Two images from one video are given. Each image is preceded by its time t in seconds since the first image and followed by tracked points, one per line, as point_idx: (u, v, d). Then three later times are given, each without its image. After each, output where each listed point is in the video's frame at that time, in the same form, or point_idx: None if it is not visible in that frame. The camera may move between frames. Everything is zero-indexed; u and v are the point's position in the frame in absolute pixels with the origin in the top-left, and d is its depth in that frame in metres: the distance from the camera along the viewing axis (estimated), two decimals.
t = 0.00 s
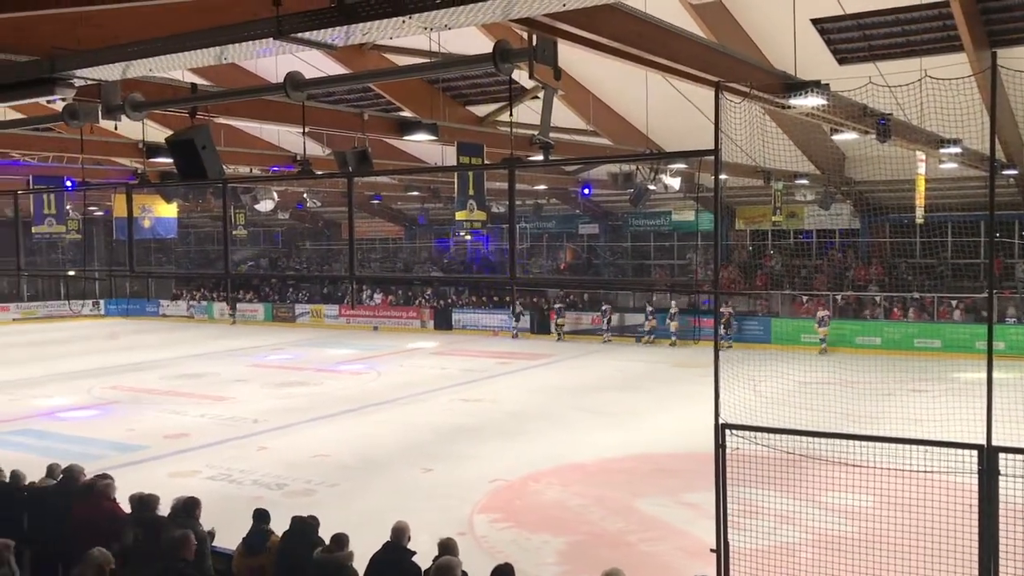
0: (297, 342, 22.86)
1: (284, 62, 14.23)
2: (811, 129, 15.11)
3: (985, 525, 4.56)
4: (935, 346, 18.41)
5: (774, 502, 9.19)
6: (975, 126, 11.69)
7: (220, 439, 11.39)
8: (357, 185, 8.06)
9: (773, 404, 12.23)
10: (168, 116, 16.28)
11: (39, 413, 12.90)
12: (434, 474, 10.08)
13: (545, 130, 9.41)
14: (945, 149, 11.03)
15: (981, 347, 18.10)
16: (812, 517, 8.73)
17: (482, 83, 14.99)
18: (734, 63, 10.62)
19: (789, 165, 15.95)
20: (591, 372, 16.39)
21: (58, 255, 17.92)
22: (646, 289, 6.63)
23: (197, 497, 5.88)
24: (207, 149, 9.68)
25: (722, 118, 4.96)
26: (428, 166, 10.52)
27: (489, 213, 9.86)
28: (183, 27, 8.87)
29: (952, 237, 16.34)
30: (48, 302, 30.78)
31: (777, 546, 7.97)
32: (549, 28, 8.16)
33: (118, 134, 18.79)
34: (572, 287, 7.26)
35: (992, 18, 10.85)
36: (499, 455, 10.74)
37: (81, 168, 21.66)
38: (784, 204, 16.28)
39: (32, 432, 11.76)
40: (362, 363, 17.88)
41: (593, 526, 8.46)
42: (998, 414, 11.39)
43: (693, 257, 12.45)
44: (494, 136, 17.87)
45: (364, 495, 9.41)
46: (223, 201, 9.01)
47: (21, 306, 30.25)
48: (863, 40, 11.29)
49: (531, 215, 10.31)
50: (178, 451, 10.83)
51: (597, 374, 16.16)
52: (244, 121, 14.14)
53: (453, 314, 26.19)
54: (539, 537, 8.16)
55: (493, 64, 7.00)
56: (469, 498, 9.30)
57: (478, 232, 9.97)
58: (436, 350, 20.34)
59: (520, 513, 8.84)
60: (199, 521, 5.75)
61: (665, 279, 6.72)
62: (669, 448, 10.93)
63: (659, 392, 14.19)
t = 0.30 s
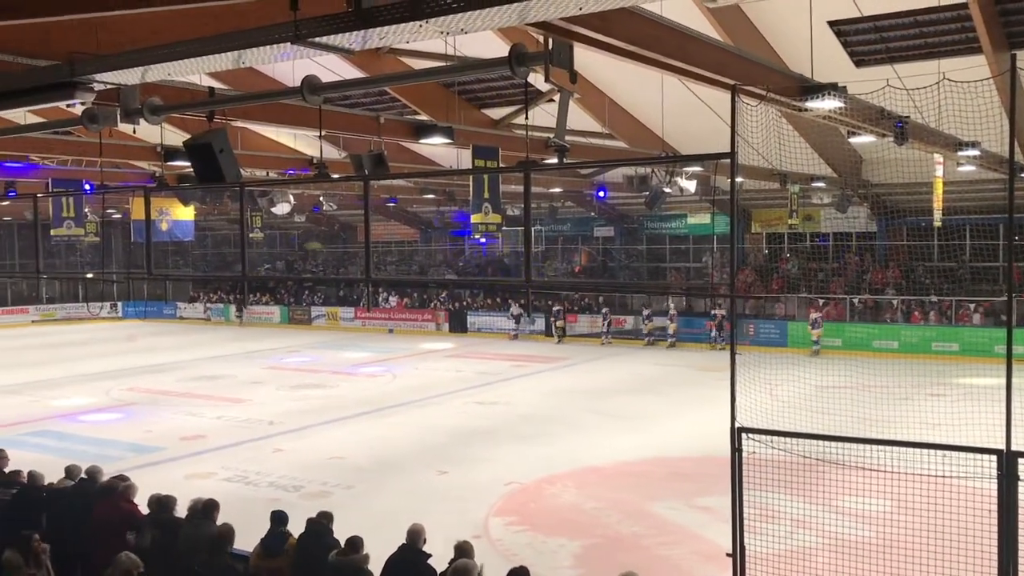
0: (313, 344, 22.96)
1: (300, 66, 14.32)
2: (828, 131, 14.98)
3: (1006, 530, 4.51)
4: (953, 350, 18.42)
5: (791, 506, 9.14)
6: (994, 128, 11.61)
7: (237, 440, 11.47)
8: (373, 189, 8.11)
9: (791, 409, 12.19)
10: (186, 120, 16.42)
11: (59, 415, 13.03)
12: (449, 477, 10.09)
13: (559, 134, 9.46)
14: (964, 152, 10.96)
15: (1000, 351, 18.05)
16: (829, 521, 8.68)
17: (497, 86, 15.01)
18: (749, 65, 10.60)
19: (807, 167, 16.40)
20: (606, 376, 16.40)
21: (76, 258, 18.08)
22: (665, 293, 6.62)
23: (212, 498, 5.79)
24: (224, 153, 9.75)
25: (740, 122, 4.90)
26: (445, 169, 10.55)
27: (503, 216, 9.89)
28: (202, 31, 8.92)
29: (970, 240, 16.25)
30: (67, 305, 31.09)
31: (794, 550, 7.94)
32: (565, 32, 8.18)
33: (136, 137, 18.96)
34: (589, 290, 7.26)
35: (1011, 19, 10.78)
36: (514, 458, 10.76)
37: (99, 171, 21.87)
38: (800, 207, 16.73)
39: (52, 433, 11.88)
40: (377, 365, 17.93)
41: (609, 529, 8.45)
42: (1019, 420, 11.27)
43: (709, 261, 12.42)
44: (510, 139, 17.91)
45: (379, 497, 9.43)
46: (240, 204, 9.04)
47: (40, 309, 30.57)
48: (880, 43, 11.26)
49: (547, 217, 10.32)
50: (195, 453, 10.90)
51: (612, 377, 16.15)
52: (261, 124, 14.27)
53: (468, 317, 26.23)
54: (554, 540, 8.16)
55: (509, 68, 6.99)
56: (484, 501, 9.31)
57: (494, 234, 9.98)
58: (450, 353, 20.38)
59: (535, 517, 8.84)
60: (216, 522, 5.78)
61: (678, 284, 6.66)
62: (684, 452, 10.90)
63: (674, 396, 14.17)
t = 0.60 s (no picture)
0: (326, 346, 23.03)
1: (313, 68, 14.37)
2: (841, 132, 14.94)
3: None
4: (969, 353, 18.36)
5: (804, 509, 9.11)
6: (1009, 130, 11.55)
7: (250, 441, 11.51)
8: (385, 191, 8.14)
9: (804, 411, 12.14)
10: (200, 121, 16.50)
11: (74, 415, 13.12)
12: (461, 478, 10.11)
13: (573, 136, 9.47)
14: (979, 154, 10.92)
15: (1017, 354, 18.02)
16: (843, 524, 8.64)
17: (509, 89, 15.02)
18: (762, 66, 10.57)
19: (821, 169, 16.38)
20: (619, 378, 16.40)
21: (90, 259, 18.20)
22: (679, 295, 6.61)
23: (228, 499, 5.80)
24: (238, 155, 9.79)
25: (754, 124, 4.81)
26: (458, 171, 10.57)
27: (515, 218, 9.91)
28: (216, 35, 8.96)
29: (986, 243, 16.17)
30: (82, 305, 31.30)
31: (807, 553, 7.91)
32: (579, 34, 8.18)
33: (151, 139, 19.07)
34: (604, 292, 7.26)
35: None
36: (526, 460, 10.76)
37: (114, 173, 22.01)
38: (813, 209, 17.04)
39: (67, 433, 11.98)
40: (389, 367, 17.96)
41: (620, 532, 8.44)
42: None
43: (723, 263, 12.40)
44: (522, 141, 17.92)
45: (391, 498, 9.45)
46: (253, 207, 9.08)
47: (55, 309, 30.80)
48: (894, 44, 11.22)
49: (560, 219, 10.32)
50: (208, 453, 10.95)
51: (624, 379, 16.13)
52: (274, 126, 14.35)
53: (481, 319, 26.25)
54: (566, 542, 8.15)
55: (522, 70, 6.99)
56: (496, 503, 9.31)
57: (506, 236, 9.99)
58: (462, 354, 20.39)
59: (546, 519, 8.84)
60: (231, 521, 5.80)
61: (690, 286, 6.66)
62: (697, 454, 10.88)
63: (687, 398, 14.14)
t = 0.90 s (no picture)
0: (337, 346, 23.10)
1: (324, 69, 14.40)
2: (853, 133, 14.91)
3: None
4: (982, 354, 18.36)
5: (817, 511, 9.06)
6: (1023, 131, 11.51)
7: (262, 441, 11.54)
8: (396, 192, 8.15)
9: (815, 412, 12.12)
10: (212, 122, 16.57)
11: (87, 414, 13.18)
12: (472, 479, 10.10)
13: (584, 136, 9.47)
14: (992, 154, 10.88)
15: None
16: (855, 526, 8.60)
17: (520, 89, 15.03)
18: (773, 66, 10.54)
19: (833, 169, 15.90)
20: (631, 378, 16.39)
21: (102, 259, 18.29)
22: (691, 295, 6.58)
23: (242, 498, 5.77)
24: (250, 155, 9.81)
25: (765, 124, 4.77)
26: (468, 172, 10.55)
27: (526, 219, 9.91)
28: (228, 36, 8.99)
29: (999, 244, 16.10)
30: (94, 305, 31.48)
31: (819, 555, 7.86)
32: (590, 33, 8.17)
33: (163, 140, 19.15)
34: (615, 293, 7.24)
35: None
36: (537, 461, 10.75)
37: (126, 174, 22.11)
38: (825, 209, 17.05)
39: (80, 432, 12.03)
40: (399, 367, 18.00)
41: (631, 533, 8.42)
42: None
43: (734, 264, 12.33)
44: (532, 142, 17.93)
45: (402, 498, 9.46)
46: (265, 207, 9.10)
47: (67, 309, 30.97)
48: (907, 44, 11.19)
49: (571, 219, 10.33)
50: (219, 453, 10.98)
51: (635, 380, 16.12)
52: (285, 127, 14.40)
53: (491, 320, 26.28)
54: (577, 543, 8.14)
55: (534, 70, 6.98)
56: (507, 503, 9.30)
57: (517, 236, 9.99)
58: (472, 355, 20.43)
59: (557, 519, 8.83)
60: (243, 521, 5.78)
61: (702, 287, 6.64)
62: (708, 455, 10.85)
63: (698, 399, 14.13)
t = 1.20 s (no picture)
0: (347, 346, 23.15)
1: (334, 69, 14.43)
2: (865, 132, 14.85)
3: None
4: (994, 354, 18.30)
5: (828, 512, 9.03)
6: None
7: (272, 440, 11.58)
8: (406, 192, 8.11)
9: (826, 413, 12.09)
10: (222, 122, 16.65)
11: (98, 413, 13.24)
12: (481, 479, 10.10)
13: (594, 136, 9.46)
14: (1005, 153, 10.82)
15: None
16: (866, 526, 8.57)
17: (530, 89, 15.03)
18: (784, 65, 10.51)
19: (844, 169, 16.28)
20: (641, 378, 16.36)
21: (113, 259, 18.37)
22: (702, 295, 6.55)
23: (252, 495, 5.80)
24: (260, 155, 9.84)
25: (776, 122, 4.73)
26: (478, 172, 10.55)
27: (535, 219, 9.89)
28: (239, 36, 9.02)
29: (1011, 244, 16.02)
30: (105, 305, 31.61)
31: (830, 555, 7.84)
32: (600, 33, 8.16)
33: (173, 140, 19.23)
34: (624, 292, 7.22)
35: None
36: (546, 461, 10.74)
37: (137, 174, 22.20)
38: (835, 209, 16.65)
39: (91, 431, 12.08)
40: (409, 367, 18.02)
41: (640, 533, 8.41)
42: None
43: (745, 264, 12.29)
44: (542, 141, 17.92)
45: (412, 497, 9.47)
46: (275, 206, 9.10)
47: (79, 309, 31.11)
48: (919, 43, 11.14)
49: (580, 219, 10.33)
50: (230, 452, 11.02)
51: (645, 380, 16.09)
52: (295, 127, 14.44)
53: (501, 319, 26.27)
54: (586, 543, 8.13)
55: (544, 70, 6.95)
56: (516, 503, 9.31)
57: (526, 236, 9.99)
58: (481, 354, 20.44)
59: (566, 519, 8.83)
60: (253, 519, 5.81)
61: (713, 287, 6.62)
62: (717, 456, 10.83)
63: (708, 399, 14.12)
